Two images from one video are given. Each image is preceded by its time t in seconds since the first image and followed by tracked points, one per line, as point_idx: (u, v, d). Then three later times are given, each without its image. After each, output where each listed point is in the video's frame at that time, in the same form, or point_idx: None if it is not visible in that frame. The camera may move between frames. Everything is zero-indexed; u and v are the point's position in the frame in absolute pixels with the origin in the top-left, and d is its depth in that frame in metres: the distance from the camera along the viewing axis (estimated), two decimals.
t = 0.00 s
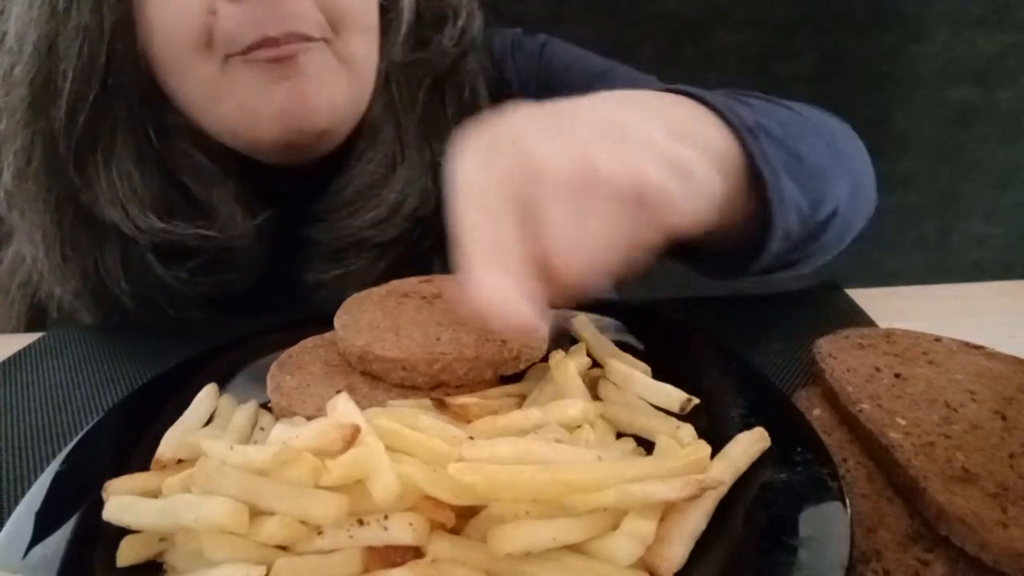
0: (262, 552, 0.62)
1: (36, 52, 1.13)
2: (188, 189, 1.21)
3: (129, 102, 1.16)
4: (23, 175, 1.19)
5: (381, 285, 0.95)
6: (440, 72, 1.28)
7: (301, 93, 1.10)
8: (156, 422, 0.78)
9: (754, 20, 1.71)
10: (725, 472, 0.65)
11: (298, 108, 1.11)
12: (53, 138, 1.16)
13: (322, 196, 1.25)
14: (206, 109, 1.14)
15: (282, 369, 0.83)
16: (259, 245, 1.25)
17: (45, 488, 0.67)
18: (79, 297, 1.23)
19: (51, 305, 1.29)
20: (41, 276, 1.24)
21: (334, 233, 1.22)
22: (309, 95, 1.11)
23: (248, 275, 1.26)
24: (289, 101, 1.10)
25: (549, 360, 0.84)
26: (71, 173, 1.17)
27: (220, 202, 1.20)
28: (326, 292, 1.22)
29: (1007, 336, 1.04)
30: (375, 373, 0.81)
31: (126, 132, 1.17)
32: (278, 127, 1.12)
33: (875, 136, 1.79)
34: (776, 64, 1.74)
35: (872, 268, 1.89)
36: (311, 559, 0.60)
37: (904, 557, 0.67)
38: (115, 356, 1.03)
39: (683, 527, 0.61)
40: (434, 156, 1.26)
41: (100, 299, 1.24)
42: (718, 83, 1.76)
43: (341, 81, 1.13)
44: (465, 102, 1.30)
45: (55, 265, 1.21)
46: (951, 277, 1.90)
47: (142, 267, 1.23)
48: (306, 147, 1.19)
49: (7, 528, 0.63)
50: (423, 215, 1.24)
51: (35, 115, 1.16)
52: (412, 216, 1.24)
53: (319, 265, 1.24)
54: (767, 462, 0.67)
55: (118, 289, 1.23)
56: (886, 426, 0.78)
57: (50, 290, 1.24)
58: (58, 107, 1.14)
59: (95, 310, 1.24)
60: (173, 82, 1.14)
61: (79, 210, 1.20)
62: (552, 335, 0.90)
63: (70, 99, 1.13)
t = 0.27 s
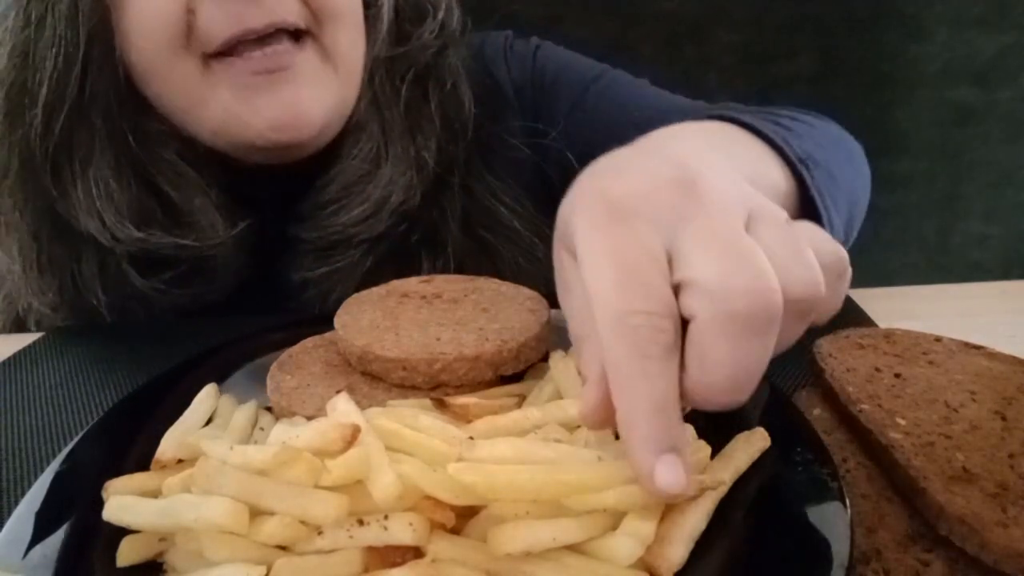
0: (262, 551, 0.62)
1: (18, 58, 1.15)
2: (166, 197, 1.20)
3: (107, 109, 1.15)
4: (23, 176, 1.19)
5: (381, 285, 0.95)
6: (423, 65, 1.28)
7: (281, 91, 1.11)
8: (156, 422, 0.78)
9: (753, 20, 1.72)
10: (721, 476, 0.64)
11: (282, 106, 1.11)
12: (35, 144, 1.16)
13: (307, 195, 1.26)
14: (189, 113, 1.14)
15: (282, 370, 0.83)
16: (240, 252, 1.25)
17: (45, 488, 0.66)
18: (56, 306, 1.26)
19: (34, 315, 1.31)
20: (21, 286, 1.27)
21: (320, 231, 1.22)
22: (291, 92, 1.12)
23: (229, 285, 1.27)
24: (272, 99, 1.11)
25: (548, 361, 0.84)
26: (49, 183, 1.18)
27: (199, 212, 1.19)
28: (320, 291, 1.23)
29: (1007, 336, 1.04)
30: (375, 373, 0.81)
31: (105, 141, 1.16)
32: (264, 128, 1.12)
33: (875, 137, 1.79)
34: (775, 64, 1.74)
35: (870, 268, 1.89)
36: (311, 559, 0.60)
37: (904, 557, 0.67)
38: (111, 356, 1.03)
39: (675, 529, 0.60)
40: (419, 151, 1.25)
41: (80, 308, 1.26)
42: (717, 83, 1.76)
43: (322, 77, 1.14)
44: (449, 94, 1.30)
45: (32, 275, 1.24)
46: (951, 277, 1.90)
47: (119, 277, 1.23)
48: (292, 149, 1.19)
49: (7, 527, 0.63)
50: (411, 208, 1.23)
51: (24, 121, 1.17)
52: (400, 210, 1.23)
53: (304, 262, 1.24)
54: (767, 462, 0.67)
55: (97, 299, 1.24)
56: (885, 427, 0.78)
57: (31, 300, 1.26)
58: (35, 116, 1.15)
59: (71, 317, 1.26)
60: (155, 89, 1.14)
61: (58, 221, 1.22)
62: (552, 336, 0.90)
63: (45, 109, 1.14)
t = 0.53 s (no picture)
0: (262, 552, 0.62)
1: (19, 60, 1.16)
2: (164, 201, 1.20)
3: (104, 113, 1.15)
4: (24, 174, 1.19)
5: (381, 285, 0.95)
6: (415, 61, 1.30)
7: (281, 74, 1.06)
8: (156, 421, 0.78)
9: (753, 20, 1.72)
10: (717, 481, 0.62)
11: (282, 90, 1.06)
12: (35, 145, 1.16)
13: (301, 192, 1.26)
14: (186, 106, 1.10)
15: (282, 369, 0.83)
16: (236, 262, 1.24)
17: (45, 488, 0.66)
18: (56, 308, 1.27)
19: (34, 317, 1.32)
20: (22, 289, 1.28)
21: (317, 228, 1.22)
22: (290, 74, 1.07)
23: (227, 291, 1.27)
24: (271, 82, 1.06)
25: (549, 361, 0.84)
26: (48, 190, 1.18)
27: (196, 216, 1.19)
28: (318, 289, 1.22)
29: (1007, 336, 1.04)
30: (374, 372, 0.81)
31: (103, 147, 1.16)
32: (264, 112, 1.07)
33: (875, 137, 1.79)
34: (776, 64, 1.74)
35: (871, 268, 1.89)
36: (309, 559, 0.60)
37: (904, 556, 0.67)
38: (110, 357, 1.03)
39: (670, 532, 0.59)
40: (412, 144, 1.25)
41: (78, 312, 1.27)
42: (717, 83, 1.76)
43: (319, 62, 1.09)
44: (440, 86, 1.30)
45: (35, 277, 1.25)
46: (952, 277, 1.90)
47: (116, 284, 1.23)
48: (291, 134, 1.15)
49: (7, 527, 0.63)
50: (407, 201, 1.23)
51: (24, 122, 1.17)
52: (396, 203, 1.22)
53: (302, 259, 1.24)
54: (766, 462, 0.66)
55: (95, 305, 1.24)
56: (885, 426, 0.79)
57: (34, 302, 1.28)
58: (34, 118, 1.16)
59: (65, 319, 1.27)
60: (152, 86, 1.12)
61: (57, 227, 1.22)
62: (552, 336, 0.90)
63: (43, 113, 1.15)
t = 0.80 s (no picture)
0: (262, 551, 0.62)
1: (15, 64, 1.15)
2: (163, 205, 1.20)
3: (104, 120, 1.15)
4: (21, 174, 1.19)
5: (381, 285, 0.94)
6: (414, 48, 1.30)
7: (284, 71, 1.06)
8: (156, 421, 0.78)
9: (753, 20, 1.71)
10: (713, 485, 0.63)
11: (286, 87, 1.07)
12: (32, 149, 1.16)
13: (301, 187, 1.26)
14: (191, 105, 1.11)
15: (282, 369, 0.83)
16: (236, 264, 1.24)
17: (45, 488, 0.66)
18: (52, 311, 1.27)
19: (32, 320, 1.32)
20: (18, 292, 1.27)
21: (317, 220, 1.21)
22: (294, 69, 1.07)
23: (227, 292, 1.27)
24: (276, 78, 1.06)
25: (549, 360, 0.84)
26: (46, 194, 1.18)
27: (196, 220, 1.19)
28: (318, 285, 1.22)
29: (1007, 335, 1.04)
30: (375, 373, 0.81)
31: (103, 151, 1.15)
32: (269, 109, 1.07)
33: (875, 137, 1.79)
34: (776, 64, 1.74)
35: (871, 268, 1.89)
36: (309, 559, 0.61)
37: (904, 556, 0.67)
38: (109, 357, 1.03)
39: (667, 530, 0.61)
40: (413, 135, 1.24)
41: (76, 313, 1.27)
42: (718, 83, 1.76)
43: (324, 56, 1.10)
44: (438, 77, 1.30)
45: (31, 281, 1.24)
46: (951, 277, 1.90)
47: (116, 288, 1.24)
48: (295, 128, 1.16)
49: (7, 528, 0.63)
50: (409, 189, 1.22)
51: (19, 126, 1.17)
52: (397, 193, 1.21)
53: (303, 254, 1.23)
54: (767, 462, 0.66)
55: (94, 307, 1.25)
56: (885, 427, 0.79)
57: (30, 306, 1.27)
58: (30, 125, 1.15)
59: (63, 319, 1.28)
60: (155, 86, 1.12)
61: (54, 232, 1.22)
62: (552, 335, 0.90)
63: (41, 118, 1.14)
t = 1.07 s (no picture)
0: (262, 551, 0.62)
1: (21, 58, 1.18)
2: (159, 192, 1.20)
3: (101, 109, 1.16)
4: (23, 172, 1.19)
5: (381, 285, 0.95)
6: (418, 48, 1.30)
7: (284, 71, 1.07)
8: (155, 421, 0.78)
9: (753, 20, 1.72)
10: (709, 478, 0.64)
11: (285, 87, 1.08)
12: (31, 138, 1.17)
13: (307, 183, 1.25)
14: (191, 103, 1.12)
15: (282, 370, 0.83)
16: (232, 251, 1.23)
17: (45, 487, 0.66)
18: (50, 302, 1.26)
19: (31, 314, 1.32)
20: (20, 284, 1.28)
21: (321, 217, 1.21)
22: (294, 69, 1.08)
23: (223, 284, 1.25)
24: (276, 79, 1.07)
25: (548, 360, 0.84)
26: (44, 179, 1.18)
27: (192, 207, 1.19)
28: (318, 282, 1.22)
29: (1007, 336, 1.04)
30: (374, 373, 0.81)
31: (99, 136, 1.16)
32: (269, 108, 1.09)
33: (875, 137, 1.79)
34: (775, 65, 1.74)
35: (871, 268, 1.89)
36: (310, 559, 0.61)
37: (904, 557, 0.67)
38: (110, 355, 1.03)
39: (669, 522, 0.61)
40: (418, 133, 1.25)
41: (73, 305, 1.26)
42: (717, 83, 1.76)
43: (321, 54, 1.11)
44: (442, 76, 1.30)
45: (29, 270, 1.24)
46: (952, 276, 1.90)
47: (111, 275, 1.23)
48: (294, 126, 1.17)
49: (7, 527, 0.62)
50: (413, 188, 1.23)
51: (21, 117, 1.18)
52: (402, 191, 1.22)
53: (306, 250, 1.23)
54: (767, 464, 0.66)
55: (90, 293, 1.24)
56: (885, 427, 0.78)
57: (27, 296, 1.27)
58: (30, 110, 1.17)
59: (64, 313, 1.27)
60: (157, 83, 1.13)
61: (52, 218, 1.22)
62: (552, 335, 0.90)
63: (41, 104, 1.16)
